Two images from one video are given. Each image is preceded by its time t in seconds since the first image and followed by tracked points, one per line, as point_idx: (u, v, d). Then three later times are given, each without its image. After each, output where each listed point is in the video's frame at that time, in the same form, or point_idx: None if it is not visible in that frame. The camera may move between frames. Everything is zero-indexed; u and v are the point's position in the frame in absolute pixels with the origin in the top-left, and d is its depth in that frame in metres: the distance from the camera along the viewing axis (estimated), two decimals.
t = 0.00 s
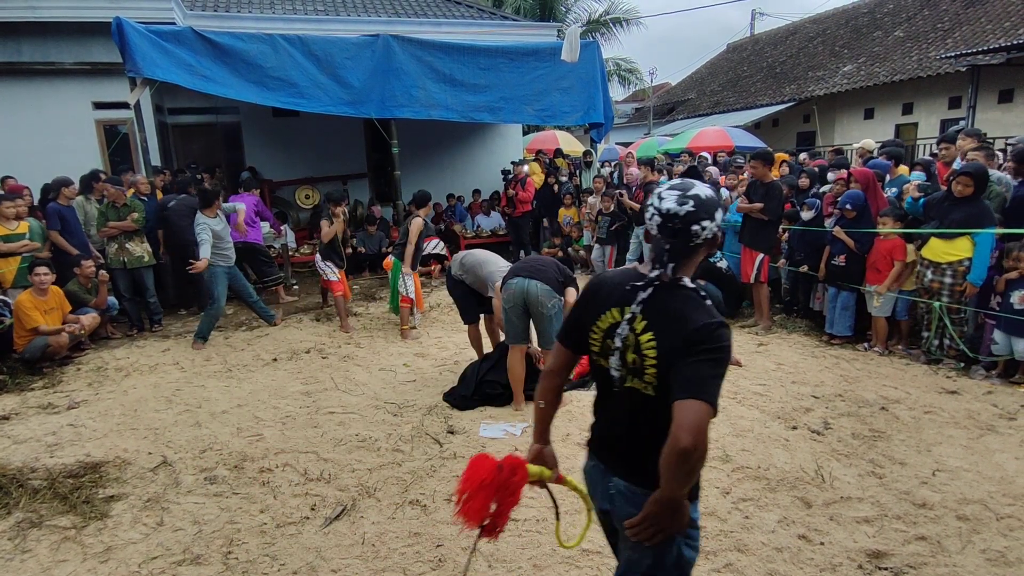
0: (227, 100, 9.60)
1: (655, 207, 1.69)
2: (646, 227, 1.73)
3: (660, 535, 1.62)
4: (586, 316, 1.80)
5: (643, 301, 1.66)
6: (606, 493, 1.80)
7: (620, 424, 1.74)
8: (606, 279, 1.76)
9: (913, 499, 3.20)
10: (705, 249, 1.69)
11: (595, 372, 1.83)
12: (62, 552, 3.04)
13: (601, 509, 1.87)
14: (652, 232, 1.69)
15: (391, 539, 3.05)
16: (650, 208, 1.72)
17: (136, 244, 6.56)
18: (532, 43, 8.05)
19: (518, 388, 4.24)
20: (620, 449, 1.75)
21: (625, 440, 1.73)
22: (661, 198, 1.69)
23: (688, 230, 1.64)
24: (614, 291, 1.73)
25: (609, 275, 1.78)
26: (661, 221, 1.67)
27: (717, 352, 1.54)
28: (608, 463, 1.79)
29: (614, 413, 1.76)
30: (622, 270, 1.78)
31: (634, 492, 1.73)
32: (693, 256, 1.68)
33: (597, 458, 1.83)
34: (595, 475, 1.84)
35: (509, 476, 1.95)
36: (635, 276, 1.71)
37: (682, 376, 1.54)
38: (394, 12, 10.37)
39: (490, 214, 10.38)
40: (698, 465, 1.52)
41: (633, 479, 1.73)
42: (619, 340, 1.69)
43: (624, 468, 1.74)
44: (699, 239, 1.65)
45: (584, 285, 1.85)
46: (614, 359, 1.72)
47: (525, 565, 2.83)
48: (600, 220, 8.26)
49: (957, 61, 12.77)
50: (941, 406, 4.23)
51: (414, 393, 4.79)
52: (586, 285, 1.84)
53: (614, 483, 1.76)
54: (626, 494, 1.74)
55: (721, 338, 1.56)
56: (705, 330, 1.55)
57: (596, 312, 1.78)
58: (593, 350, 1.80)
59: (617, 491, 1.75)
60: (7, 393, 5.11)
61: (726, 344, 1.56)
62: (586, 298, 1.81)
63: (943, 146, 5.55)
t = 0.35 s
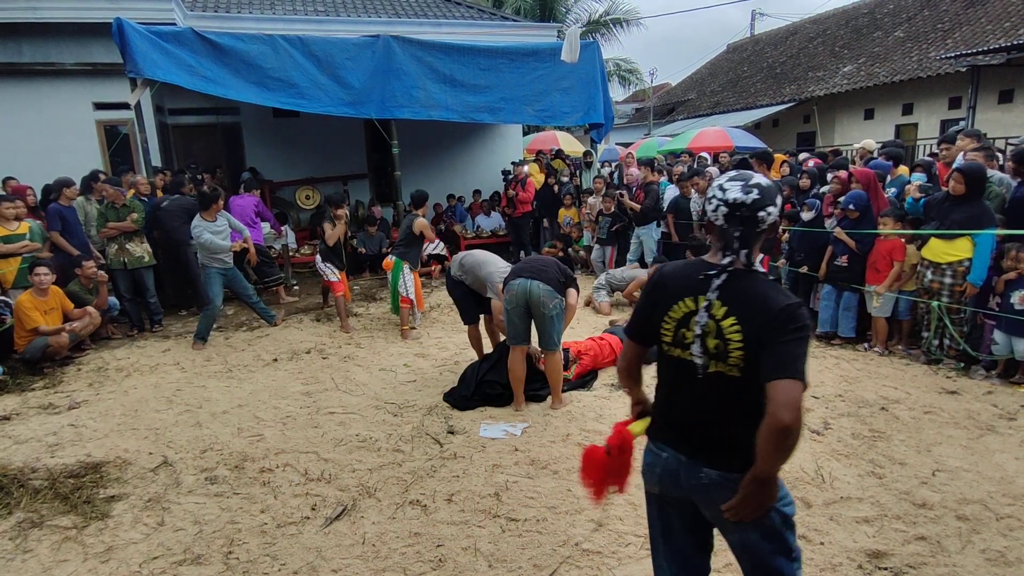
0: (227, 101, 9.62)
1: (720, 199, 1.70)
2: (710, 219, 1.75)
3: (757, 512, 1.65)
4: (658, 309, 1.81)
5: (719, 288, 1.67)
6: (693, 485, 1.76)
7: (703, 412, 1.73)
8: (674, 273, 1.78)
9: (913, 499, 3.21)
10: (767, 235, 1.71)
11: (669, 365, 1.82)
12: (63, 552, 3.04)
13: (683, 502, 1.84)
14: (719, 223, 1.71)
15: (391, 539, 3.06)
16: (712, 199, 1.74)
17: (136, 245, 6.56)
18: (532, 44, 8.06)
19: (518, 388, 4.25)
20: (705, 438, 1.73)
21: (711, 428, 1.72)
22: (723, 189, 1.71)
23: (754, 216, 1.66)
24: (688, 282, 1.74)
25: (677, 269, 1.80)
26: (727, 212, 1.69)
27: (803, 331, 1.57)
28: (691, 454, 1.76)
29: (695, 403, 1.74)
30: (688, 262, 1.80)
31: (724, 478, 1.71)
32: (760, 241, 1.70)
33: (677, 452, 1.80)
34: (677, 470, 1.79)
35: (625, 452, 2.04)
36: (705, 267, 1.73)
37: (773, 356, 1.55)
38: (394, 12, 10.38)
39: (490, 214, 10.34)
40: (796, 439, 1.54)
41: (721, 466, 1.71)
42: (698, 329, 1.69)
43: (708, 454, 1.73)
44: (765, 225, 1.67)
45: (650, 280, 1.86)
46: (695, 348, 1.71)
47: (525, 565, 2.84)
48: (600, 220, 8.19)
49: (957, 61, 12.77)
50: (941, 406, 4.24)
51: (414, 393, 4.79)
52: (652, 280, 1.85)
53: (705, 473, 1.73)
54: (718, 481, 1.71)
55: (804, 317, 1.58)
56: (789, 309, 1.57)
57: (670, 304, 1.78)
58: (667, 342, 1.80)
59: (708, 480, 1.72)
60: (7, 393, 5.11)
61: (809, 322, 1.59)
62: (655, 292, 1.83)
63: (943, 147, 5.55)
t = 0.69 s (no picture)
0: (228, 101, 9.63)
1: (819, 199, 1.69)
2: (803, 219, 1.73)
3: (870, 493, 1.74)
4: (764, 316, 1.72)
5: (842, 287, 1.68)
6: (812, 487, 1.76)
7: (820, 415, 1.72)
8: (782, 278, 1.72)
9: (914, 499, 3.21)
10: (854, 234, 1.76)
11: (772, 374, 1.74)
12: (64, 552, 3.04)
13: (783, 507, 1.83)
14: (818, 224, 1.70)
15: (392, 539, 3.06)
16: (806, 199, 1.72)
17: (136, 245, 6.56)
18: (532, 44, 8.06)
19: (519, 388, 4.25)
20: (822, 438, 1.74)
21: (830, 427, 1.72)
22: (819, 188, 1.70)
23: (855, 216, 1.69)
24: (802, 284, 1.70)
25: (773, 273, 1.74)
26: (829, 212, 1.69)
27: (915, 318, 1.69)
28: (806, 456, 1.76)
29: (812, 408, 1.72)
30: (781, 266, 1.76)
31: (842, 472, 1.76)
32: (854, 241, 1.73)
33: (786, 457, 1.78)
34: (791, 476, 1.77)
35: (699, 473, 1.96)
36: (812, 269, 1.71)
37: (909, 348, 1.64)
38: (395, 12, 10.38)
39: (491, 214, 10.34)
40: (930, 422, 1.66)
41: (837, 460, 1.76)
42: (826, 331, 1.66)
43: (825, 452, 1.75)
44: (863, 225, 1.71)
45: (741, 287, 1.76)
46: (820, 352, 1.68)
47: (526, 565, 2.84)
48: (600, 221, 8.15)
49: (957, 61, 12.77)
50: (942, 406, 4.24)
51: (415, 393, 4.79)
52: (745, 286, 1.75)
53: (824, 472, 1.75)
54: (836, 476, 1.76)
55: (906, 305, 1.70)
56: (906, 301, 1.67)
57: (783, 309, 1.70)
58: (775, 350, 1.72)
59: (827, 478, 1.75)
60: (8, 393, 5.12)
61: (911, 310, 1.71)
62: (753, 300, 1.74)
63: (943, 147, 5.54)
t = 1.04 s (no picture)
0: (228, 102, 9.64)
1: (900, 191, 1.53)
2: (879, 212, 1.57)
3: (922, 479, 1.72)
4: (847, 315, 1.54)
5: (924, 284, 1.55)
6: (890, 484, 1.64)
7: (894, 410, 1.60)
8: (859, 276, 1.55)
9: (915, 499, 3.20)
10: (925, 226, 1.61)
11: (849, 376, 1.58)
12: (64, 552, 3.05)
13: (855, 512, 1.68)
14: (896, 217, 1.55)
15: (392, 539, 3.06)
16: (883, 191, 1.56)
17: (136, 245, 6.56)
18: (532, 45, 8.06)
19: (519, 388, 4.25)
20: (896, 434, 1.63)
21: (903, 421, 1.62)
22: (899, 179, 1.54)
23: (935, 211, 1.54)
24: (881, 282, 1.54)
25: (849, 268, 1.56)
26: (909, 206, 1.53)
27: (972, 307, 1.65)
28: (883, 454, 1.63)
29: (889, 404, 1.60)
30: (854, 261, 1.59)
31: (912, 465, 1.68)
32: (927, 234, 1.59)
33: (865, 458, 1.62)
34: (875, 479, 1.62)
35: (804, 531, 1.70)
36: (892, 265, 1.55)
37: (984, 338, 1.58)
38: (395, 13, 10.38)
39: (491, 215, 10.39)
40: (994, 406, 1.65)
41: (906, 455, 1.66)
42: (911, 328, 1.53)
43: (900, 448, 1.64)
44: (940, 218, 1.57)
45: (813, 286, 1.57)
46: (905, 352, 1.54)
47: (526, 565, 2.84)
48: (600, 221, 8.16)
49: (958, 62, 12.76)
50: (942, 406, 4.23)
51: (415, 394, 4.79)
52: (820, 285, 1.56)
53: (900, 465, 1.65)
54: (909, 468, 1.66)
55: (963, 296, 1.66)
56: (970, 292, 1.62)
57: (865, 307, 1.54)
58: (855, 350, 1.56)
59: (904, 471, 1.65)
60: (9, 394, 5.12)
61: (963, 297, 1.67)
62: (830, 299, 1.55)
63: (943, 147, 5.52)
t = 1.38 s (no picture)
0: (228, 102, 9.64)
1: (917, 198, 1.43)
2: (895, 219, 1.47)
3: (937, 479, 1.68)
4: (883, 332, 1.44)
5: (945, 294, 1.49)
6: (921, 492, 1.58)
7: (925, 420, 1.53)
8: (890, 291, 1.45)
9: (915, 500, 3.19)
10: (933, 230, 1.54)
11: (886, 393, 1.49)
12: (64, 553, 3.04)
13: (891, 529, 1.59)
14: (913, 225, 1.46)
15: (392, 540, 3.05)
16: (898, 197, 1.46)
17: (136, 245, 6.56)
18: (532, 45, 8.06)
19: (519, 388, 4.24)
20: (926, 443, 1.56)
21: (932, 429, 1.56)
22: (915, 184, 1.44)
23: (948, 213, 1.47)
24: (910, 295, 1.46)
25: (874, 282, 1.46)
26: (926, 213, 1.44)
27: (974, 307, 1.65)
28: (916, 465, 1.56)
29: (922, 414, 1.53)
30: (874, 271, 1.50)
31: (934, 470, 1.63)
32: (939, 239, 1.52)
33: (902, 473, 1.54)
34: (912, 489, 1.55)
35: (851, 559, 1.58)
36: (912, 276, 1.47)
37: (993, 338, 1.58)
38: (396, 13, 10.38)
39: (491, 215, 10.39)
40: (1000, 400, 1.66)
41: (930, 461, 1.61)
42: (938, 338, 1.48)
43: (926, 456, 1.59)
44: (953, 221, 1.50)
45: (846, 305, 1.44)
46: (936, 362, 1.49)
47: (526, 566, 2.84)
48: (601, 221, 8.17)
49: (958, 62, 12.75)
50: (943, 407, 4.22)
51: (415, 394, 4.78)
52: (852, 304, 1.44)
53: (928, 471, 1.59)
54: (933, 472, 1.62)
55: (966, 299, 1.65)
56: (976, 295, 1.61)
57: (900, 322, 1.45)
58: (892, 369, 1.47)
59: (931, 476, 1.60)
60: (8, 394, 5.11)
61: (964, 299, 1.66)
62: (866, 319, 1.43)
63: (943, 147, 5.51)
